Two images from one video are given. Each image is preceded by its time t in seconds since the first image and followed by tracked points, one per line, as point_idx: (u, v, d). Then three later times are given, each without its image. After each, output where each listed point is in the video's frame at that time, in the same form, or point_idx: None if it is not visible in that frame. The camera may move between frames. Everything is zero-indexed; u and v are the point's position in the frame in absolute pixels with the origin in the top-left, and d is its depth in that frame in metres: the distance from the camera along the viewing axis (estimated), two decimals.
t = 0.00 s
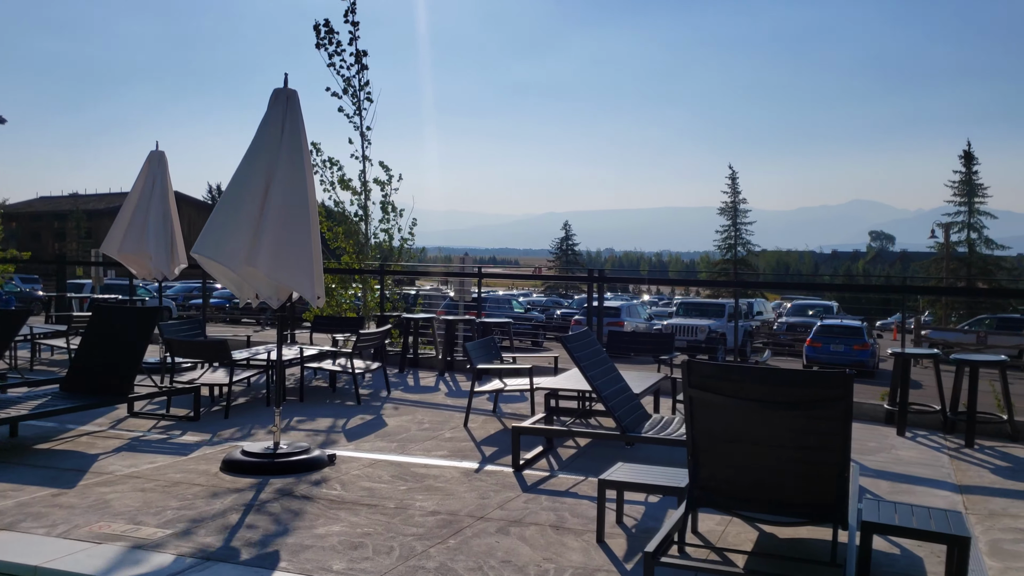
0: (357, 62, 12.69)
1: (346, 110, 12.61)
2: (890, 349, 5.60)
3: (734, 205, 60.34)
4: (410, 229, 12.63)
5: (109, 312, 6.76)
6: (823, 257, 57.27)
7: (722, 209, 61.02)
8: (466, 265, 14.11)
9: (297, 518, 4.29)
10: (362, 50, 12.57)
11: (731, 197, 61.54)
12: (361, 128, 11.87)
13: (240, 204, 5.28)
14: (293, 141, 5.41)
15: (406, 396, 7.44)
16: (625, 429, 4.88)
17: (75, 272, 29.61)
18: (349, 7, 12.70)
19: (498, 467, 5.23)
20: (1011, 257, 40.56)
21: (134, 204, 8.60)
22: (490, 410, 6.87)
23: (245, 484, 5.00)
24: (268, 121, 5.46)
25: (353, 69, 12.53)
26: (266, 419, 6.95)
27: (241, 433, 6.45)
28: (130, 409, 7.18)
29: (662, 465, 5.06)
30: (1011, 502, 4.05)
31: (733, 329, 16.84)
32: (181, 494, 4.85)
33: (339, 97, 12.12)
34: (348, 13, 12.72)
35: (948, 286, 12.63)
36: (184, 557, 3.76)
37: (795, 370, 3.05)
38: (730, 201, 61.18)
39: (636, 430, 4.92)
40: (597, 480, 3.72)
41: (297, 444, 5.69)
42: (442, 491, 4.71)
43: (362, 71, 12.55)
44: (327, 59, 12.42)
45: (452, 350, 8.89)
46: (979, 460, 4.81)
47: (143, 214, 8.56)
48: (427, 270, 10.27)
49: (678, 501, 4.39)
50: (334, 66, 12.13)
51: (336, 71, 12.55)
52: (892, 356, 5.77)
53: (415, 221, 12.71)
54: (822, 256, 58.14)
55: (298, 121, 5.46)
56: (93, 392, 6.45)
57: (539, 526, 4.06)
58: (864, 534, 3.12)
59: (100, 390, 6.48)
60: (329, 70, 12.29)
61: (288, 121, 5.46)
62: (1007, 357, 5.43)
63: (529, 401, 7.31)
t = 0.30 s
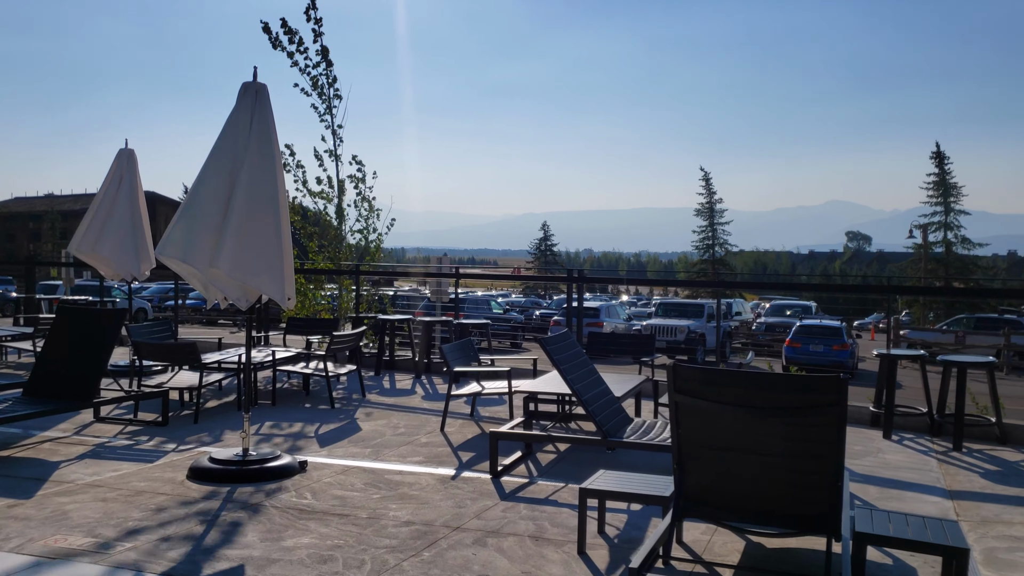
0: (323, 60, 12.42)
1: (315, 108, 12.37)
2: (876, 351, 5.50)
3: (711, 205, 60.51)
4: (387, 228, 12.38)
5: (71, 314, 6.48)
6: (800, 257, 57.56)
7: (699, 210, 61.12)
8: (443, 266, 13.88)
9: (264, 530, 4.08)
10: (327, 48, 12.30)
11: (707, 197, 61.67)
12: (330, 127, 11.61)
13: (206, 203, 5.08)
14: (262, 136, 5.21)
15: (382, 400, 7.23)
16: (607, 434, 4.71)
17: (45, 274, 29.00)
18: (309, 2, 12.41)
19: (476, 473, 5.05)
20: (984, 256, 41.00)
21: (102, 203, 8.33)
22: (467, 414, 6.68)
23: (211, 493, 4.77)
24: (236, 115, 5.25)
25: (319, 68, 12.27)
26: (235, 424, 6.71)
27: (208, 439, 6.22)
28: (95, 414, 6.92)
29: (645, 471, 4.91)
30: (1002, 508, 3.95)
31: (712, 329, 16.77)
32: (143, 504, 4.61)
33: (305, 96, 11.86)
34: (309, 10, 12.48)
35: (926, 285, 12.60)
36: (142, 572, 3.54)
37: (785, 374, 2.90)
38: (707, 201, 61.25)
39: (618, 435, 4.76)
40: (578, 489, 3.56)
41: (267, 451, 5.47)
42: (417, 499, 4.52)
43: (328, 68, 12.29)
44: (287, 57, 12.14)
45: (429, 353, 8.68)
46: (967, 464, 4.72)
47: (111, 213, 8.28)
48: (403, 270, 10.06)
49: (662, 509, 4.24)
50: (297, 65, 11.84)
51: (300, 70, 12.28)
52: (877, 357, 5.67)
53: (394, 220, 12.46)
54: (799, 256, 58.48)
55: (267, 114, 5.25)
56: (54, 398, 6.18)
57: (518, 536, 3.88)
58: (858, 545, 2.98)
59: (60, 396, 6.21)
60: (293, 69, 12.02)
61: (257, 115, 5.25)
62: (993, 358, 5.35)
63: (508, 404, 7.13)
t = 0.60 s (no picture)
0: (291, 55, 12.22)
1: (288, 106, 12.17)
2: (867, 354, 5.40)
3: (694, 205, 60.57)
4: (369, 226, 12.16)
5: (38, 316, 6.28)
6: (783, 257, 57.75)
7: (682, 210, 61.19)
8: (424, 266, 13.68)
9: (235, 545, 3.89)
10: (295, 43, 12.08)
11: (690, 198, 61.70)
12: (304, 125, 11.41)
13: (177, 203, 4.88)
14: (236, 134, 5.02)
15: (362, 405, 7.04)
16: (593, 441, 4.56)
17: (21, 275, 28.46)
18: None
19: (458, 482, 4.88)
20: (966, 256, 41.24)
21: (73, 203, 8.08)
22: (450, 420, 6.51)
23: (180, 505, 4.56)
24: (208, 111, 5.05)
25: (289, 66, 12.06)
26: (210, 431, 6.49)
27: (182, 447, 6.00)
28: (65, 420, 6.68)
29: (632, 480, 4.78)
30: (1000, 518, 3.85)
31: (696, 329, 16.69)
32: (108, 516, 4.40)
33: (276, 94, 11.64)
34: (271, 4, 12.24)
35: (910, 285, 12.55)
36: None
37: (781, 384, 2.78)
38: (689, 201, 61.26)
39: (605, 442, 4.62)
40: (565, 502, 3.41)
41: (241, 459, 5.27)
42: (396, 511, 4.35)
43: (298, 64, 12.09)
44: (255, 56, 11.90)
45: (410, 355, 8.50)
46: (961, 470, 4.63)
47: (82, 211, 8.03)
48: (384, 271, 9.87)
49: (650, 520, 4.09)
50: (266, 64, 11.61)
51: (270, 68, 12.05)
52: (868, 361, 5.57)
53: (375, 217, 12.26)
54: (781, 256, 58.71)
55: (241, 110, 5.06)
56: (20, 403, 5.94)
57: (502, 551, 3.72)
58: (857, 563, 2.85)
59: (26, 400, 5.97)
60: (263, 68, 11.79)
61: (230, 111, 5.05)
62: (986, 362, 5.26)
63: (491, 409, 6.97)
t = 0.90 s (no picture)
0: (277, 51, 12.03)
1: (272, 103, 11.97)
2: (861, 357, 5.27)
3: (683, 206, 60.54)
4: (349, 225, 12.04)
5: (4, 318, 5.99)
6: (772, 259, 57.81)
7: (671, 211, 61.14)
8: (409, 267, 13.49)
9: (203, 559, 3.71)
10: (282, 39, 11.89)
11: (679, 199, 61.66)
12: (289, 122, 11.22)
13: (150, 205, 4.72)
14: (209, 130, 4.81)
15: (343, 410, 6.86)
16: (579, 447, 4.41)
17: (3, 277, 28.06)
18: None
19: (440, 491, 4.71)
20: (956, 258, 41.33)
21: (49, 204, 7.87)
22: (433, 425, 6.34)
23: (149, 515, 4.37)
24: (181, 107, 4.85)
25: (274, 62, 11.87)
26: (186, 437, 6.29)
27: (155, 454, 5.80)
28: (35, 425, 6.46)
29: (619, 488, 4.62)
30: (999, 526, 3.72)
31: (686, 330, 16.57)
32: (72, 528, 4.21)
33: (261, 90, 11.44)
34: None
35: (900, 285, 12.46)
36: None
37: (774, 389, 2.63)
38: (679, 203, 61.22)
39: (591, 449, 4.46)
40: (548, 513, 3.25)
41: (215, 467, 5.07)
42: (374, 521, 4.18)
43: (284, 61, 11.89)
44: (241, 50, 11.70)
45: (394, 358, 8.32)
46: (958, 476, 4.50)
47: (58, 211, 7.82)
48: (370, 272, 9.70)
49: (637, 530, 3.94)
50: (252, 58, 11.40)
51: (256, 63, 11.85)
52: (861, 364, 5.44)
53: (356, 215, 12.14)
54: (771, 258, 58.80)
55: (214, 105, 4.85)
56: None
57: (483, 564, 3.56)
58: None
59: None
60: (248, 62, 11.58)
61: (203, 106, 4.85)
62: (982, 365, 5.14)
63: (476, 414, 6.79)
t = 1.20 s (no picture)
0: (266, 50, 11.85)
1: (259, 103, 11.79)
2: (856, 361, 5.12)
3: (678, 208, 60.40)
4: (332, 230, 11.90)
5: None
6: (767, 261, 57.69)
7: (666, 213, 60.99)
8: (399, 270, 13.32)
9: None
10: (270, 38, 11.72)
11: (674, 201, 61.51)
12: (275, 122, 11.05)
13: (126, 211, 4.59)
14: (182, 130, 4.64)
15: (327, 417, 6.69)
16: (565, 457, 4.24)
17: None
18: None
19: (422, 503, 4.55)
20: (951, 260, 41.24)
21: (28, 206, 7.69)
22: (419, 433, 6.17)
23: (118, 530, 4.21)
24: (153, 108, 4.68)
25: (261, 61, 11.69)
26: (164, 445, 6.11)
27: (131, 465, 5.63)
28: (8, 434, 6.28)
29: (607, 500, 4.45)
30: (999, 540, 3.58)
31: (679, 333, 16.42)
32: (37, 544, 4.04)
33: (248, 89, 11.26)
34: None
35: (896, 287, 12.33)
36: None
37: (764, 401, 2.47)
38: (674, 204, 61.05)
39: (578, 459, 4.30)
40: (530, 530, 3.10)
41: (189, 479, 4.90)
42: (351, 536, 4.02)
43: (272, 61, 11.72)
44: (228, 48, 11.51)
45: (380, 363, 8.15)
46: (956, 486, 4.35)
47: (37, 213, 7.64)
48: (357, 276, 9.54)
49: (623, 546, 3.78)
50: (239, 57, 11.22)
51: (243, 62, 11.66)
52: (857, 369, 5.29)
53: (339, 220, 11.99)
54: (766, 260, 58.70)
55: (187, 104, 4.68)
56: None
57: None
58: None
59: None
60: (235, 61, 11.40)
61: (176, 105, 4.68)
62: (981, 370, 5.00)
63: (462, 421, 6.62)
